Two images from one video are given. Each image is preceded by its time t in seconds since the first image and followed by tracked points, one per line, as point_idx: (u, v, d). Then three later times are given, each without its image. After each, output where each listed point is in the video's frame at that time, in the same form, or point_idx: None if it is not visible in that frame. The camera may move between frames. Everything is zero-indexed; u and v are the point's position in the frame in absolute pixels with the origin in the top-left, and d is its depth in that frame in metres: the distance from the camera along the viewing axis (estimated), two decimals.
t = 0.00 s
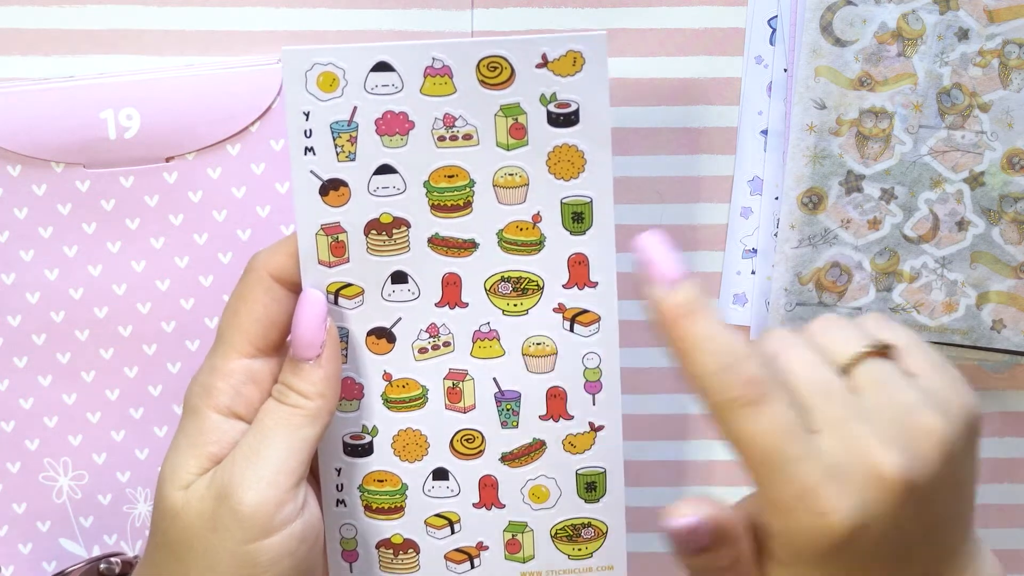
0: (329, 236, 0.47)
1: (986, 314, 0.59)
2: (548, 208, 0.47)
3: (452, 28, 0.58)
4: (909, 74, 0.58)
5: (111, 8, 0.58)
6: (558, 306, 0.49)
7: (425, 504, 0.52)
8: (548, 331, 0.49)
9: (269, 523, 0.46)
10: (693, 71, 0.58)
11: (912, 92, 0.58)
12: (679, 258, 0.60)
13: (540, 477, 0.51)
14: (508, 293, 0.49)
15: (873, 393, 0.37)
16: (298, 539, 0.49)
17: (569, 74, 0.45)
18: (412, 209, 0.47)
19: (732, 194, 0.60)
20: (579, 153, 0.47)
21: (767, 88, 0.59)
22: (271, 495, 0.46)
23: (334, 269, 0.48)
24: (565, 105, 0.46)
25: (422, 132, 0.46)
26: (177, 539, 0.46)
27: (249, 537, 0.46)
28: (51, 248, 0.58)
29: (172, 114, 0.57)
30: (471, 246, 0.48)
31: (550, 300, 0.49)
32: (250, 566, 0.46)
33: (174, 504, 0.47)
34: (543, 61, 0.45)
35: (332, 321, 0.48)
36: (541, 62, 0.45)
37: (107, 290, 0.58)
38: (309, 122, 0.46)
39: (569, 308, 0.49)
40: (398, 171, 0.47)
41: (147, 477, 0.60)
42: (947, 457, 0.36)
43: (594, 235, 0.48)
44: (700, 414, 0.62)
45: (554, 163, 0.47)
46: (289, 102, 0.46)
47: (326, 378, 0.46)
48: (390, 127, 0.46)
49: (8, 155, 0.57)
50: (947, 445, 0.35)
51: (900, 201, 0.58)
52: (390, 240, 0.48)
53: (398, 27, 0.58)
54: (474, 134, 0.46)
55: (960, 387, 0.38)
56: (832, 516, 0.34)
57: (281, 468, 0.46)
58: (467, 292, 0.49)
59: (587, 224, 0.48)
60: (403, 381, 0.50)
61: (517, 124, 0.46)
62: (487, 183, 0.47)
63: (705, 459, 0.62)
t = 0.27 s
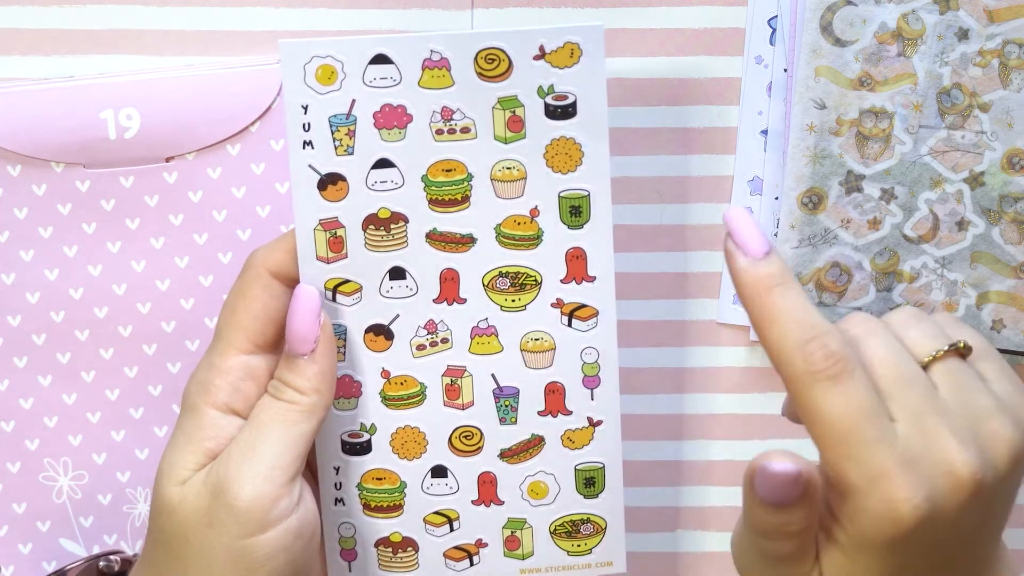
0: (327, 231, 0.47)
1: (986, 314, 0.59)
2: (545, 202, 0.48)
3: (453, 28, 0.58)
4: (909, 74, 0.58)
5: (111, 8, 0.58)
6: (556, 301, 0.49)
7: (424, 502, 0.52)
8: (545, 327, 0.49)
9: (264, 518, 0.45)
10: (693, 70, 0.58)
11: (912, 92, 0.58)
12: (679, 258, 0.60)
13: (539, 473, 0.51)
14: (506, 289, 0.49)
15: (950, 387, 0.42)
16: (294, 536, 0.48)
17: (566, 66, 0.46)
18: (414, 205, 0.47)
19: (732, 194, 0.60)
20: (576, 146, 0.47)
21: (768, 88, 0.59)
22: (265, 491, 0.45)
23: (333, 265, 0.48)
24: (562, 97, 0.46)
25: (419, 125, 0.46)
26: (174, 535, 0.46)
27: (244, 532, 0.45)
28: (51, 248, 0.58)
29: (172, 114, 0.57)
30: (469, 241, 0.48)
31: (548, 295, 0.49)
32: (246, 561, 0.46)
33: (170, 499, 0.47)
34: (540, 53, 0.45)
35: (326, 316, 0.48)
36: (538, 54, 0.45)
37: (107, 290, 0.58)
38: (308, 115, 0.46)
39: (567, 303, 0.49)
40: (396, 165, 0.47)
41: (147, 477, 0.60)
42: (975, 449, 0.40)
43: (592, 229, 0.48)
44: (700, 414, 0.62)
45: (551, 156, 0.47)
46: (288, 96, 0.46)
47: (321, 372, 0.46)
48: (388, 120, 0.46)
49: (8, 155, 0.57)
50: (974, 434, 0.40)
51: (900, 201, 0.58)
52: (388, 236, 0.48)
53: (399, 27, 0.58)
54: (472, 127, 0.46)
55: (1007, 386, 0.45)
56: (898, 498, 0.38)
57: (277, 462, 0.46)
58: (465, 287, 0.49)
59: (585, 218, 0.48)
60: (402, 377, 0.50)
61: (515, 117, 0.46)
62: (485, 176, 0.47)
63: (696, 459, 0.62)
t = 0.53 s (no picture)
0: (323, 224, 0.47)
1: (986, 314, 0.59)
2: (542, 198, 0.48)
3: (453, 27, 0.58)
4: (909, 74, 0.58)
5: (111, 8, 0.58)
6: (552, 297, 0.49)
7: (418, 499, 0.52)
8: (541, 322, 0.49)
9: (262, 512, 0.46)
10: (693, 70, 0.59)
11: (912, 92, 0.58)
12: (679, 258, 0.60)
13: (534, 470, 0.51)
14: (501, 284, 0.49)
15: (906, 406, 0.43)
16: (293, 529, 0.48)
17: (564, 60, 0.47)
18: (407, 200, 0.47)
19: (732, 194, 0.60)
20: (572, 140, 0.47)
21: (768, 88, 0.59)
22: (264, 485, 0.46)
23: (329, 259, 0.48)
24: (560, 92, 0.47)
25: (417, 119, 0.47)
26: (172, 530, 0.46)
27: (243, 526, 0.45)
28: (51, 248, 0.58)
29: (172, 114, 0.57)
30: (465, 236, 0.48)
31: (544, 290, 0.49)
32: (245, 556, 0.46)
33: (168, 495, 0.46)
34: (539, 48, 0.46)
35: (320, 308, 0.48)
36: (537, 49, 0.46)
37: (107, 290, 0.58)
38: (306, 108, 0.46)
39: (563, 299, 0.49)
40: (393, 158, 0.47)
41: (147, 477, 0.60)
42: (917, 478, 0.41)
43: (588, 223, 0.48)
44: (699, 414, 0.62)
45: (548, 150, 0.48)
46: (287, 88, 0.46)
47: (316, 365, 0.47)
48: (386, 113, 0.47)
49: (8, 155, 0.57)
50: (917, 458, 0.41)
51: (900, 201, 0.58)
52: (385, 230, 0.48)
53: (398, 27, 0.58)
54: (469, 121, 0.47)
55: (943, 407, 0.44)
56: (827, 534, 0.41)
57: (274, 455, 0.46)
58: (461, 282, 0.49)
59: (581, 213, 0.48)
60: (397, 372, 0.50)
61: (513, 111, 0.47)
62: (482, 172, 0.48)
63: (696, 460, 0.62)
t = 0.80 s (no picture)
0: (321, 223, 0.48)
1: (986, 314, 0.59)
2: (540, 199, 0.48)
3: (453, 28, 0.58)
4: (909, 74, 0.58)
5: (111, 8, 0.58)
6: (549, 299, 0.49)
7: (411, 502, 0.52)
8: (533, 323, 0.49)
9: (258, 510, 0.45)
10: (693, 70, 0.58)
11: (912, 92, 0.58)
12: (678, 258, 0.60)
13: (528, 474, 0.51)
14: (498, 285, 0.49)
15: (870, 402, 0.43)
16: (289, 527, 0.48)
17: (563, 63, 0.47)
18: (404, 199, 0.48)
19: (732, 194, 0.60)
20: (571, 142, 0.48)
21: (767, 88, 0.59)
22: (259, 483, 0.45)
23: (326, 258, 0.48)
24: (559, 94, 0.47)
25: (416, 120, 0.47)
26: (169, 527, 0.46)
27: (239, 524, 0.45)
28: (51, 248, 0.58)
29: (172, 114, 0.57)
30: (462, 237, 0.48)
31: (541, 292, 0.49)
32: (241, 554, 0.46)
33: (165, 493, 0.46)
34: (538, 50, 0.47)
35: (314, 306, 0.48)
36: (536, 51, 0.47)
37: (107, 290, 0.58)
38: (305, 107, 0.47)
39: (560, 301, 0.49)
40: (391, 159, 0.47)
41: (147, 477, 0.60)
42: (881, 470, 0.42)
43: (586, 226, 0.48)
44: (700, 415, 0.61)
45: (547, 153, 0.48)
46: (287, 87, 0.47)
47: (311, 362, 0.47)
48: (384, 113, 0.47)
49: (8, 155, 0.57)
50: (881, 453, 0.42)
51: (900, 201, 0.58)
52: (382, 230, 0.48)
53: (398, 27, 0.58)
54: (468, 122, 0.47)
55: (886, 403, 0.44)
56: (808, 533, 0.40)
57: (270, 454, 0.46)
58: (457, 283, 0.49)
59: (579, 216, 0.48)
60: (392, 373, 0.50)
61: (512, 113, 0.47)
62: (480, 174, 0.48)
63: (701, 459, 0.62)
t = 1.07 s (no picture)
0: (313, 217, 0.48)
1: (986, 314, 0.59)
2: (534, 191, 0.48)
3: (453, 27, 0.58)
4: (909, 74, 0.58)
5: (111, 8, 0.58)
6: (542, 290, 0.49)
7: (404, 493, 0.52)
8: (530, 315, 0.49)
9: (250, 505, 0.45)
10: (694, 70, 0.59)
11: (912, 92, 0.58)
12: (678, 258, 0.60)
13: (520, 465, 0.51)
14: (491, 277, 0.49)
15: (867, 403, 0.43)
16: (282, 522, 0.48)
17: (557, 55, 0.47)
18: (399, 192, 0.48)
19: (732, 194, 0.60)
20: (565, 134, 0.48)
21: (768, 87, 0.59)
22: (251, 478, 0.45)
23: (317, 251, 0.48)
24: (552, 86, 0.47)
25: (408, 113, 0.47)
26: (162, 523, 0.46)
27: (231, 520, 0.45)
28: (51, 248, 0.58)
29: (172, 114, 0.57)
30: (455, 229, 0.49)
31: (534, 283, 0.49)
32: (233, 550, 0.46)
33: (158, 488, 0.46)
34: (531, 42, 0.47)
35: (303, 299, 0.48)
36: (529, 43, 0.47)
37: (107, 290, 0.58)
38: (296, 100, 0.47)
39: (553, 291, 0.49)
40: (384, 151, 0.47)
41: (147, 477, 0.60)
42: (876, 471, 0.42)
43: (580, 218, 0.48)
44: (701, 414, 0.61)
45: (540, 144, 0.48)
46: (278, 80, 0.46)
47: (301, 356, 0.47)
48: (377, 106, 0.47)
49: (9, 155, 0.57)
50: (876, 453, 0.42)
51: (900, 201, 0.58)
52: (374, 222, 0.48)
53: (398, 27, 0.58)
54: (461, 115, 0.47)
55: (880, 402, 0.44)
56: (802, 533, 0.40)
57: (262, 448, 0.46)
58: (451, 275, 0.49)
59: (573, 208, 0.48)
60: (384, 365, 0.50)
61: (505, 105, 0.47)
62: (473, 166, 0.48)
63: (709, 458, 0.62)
